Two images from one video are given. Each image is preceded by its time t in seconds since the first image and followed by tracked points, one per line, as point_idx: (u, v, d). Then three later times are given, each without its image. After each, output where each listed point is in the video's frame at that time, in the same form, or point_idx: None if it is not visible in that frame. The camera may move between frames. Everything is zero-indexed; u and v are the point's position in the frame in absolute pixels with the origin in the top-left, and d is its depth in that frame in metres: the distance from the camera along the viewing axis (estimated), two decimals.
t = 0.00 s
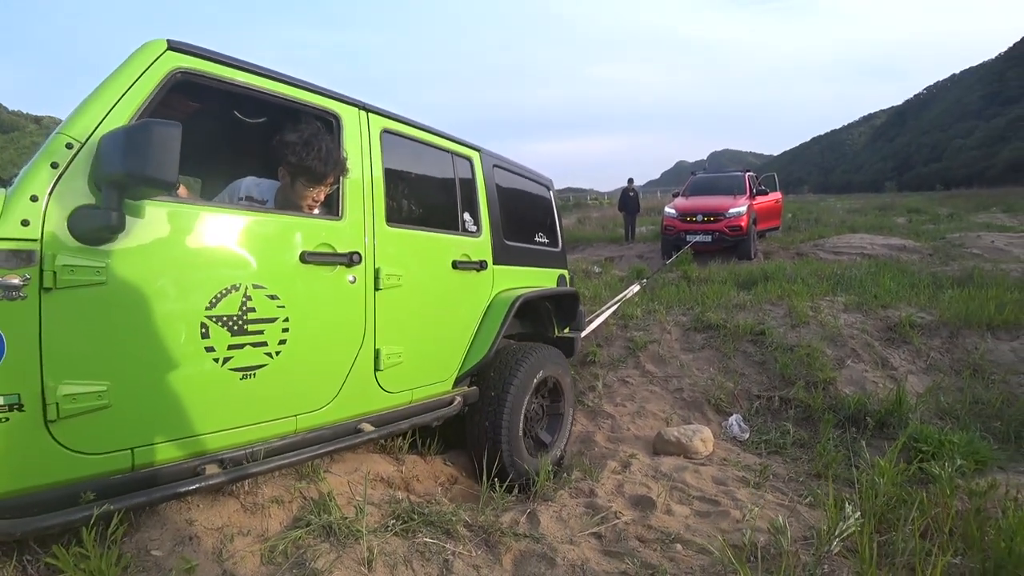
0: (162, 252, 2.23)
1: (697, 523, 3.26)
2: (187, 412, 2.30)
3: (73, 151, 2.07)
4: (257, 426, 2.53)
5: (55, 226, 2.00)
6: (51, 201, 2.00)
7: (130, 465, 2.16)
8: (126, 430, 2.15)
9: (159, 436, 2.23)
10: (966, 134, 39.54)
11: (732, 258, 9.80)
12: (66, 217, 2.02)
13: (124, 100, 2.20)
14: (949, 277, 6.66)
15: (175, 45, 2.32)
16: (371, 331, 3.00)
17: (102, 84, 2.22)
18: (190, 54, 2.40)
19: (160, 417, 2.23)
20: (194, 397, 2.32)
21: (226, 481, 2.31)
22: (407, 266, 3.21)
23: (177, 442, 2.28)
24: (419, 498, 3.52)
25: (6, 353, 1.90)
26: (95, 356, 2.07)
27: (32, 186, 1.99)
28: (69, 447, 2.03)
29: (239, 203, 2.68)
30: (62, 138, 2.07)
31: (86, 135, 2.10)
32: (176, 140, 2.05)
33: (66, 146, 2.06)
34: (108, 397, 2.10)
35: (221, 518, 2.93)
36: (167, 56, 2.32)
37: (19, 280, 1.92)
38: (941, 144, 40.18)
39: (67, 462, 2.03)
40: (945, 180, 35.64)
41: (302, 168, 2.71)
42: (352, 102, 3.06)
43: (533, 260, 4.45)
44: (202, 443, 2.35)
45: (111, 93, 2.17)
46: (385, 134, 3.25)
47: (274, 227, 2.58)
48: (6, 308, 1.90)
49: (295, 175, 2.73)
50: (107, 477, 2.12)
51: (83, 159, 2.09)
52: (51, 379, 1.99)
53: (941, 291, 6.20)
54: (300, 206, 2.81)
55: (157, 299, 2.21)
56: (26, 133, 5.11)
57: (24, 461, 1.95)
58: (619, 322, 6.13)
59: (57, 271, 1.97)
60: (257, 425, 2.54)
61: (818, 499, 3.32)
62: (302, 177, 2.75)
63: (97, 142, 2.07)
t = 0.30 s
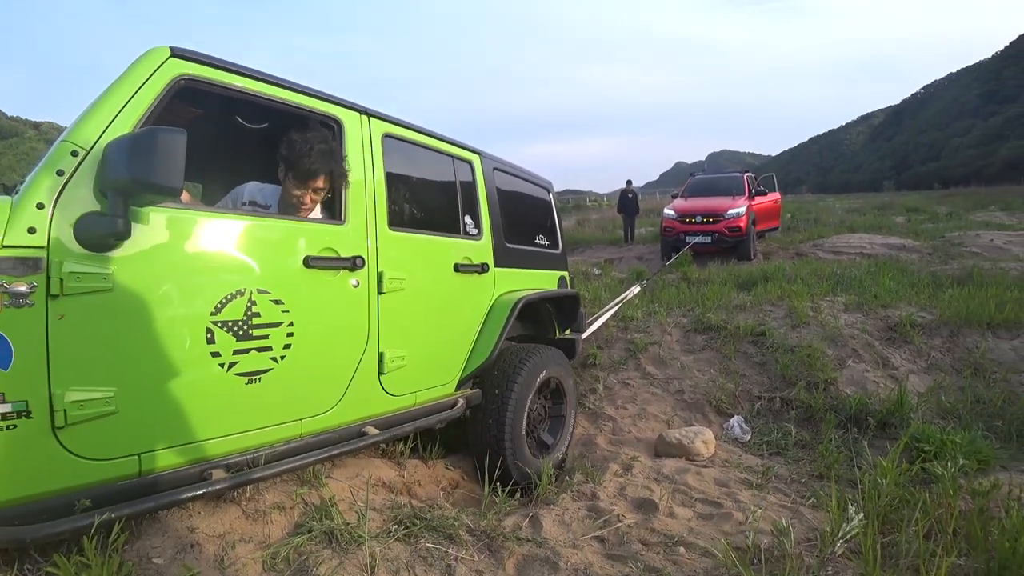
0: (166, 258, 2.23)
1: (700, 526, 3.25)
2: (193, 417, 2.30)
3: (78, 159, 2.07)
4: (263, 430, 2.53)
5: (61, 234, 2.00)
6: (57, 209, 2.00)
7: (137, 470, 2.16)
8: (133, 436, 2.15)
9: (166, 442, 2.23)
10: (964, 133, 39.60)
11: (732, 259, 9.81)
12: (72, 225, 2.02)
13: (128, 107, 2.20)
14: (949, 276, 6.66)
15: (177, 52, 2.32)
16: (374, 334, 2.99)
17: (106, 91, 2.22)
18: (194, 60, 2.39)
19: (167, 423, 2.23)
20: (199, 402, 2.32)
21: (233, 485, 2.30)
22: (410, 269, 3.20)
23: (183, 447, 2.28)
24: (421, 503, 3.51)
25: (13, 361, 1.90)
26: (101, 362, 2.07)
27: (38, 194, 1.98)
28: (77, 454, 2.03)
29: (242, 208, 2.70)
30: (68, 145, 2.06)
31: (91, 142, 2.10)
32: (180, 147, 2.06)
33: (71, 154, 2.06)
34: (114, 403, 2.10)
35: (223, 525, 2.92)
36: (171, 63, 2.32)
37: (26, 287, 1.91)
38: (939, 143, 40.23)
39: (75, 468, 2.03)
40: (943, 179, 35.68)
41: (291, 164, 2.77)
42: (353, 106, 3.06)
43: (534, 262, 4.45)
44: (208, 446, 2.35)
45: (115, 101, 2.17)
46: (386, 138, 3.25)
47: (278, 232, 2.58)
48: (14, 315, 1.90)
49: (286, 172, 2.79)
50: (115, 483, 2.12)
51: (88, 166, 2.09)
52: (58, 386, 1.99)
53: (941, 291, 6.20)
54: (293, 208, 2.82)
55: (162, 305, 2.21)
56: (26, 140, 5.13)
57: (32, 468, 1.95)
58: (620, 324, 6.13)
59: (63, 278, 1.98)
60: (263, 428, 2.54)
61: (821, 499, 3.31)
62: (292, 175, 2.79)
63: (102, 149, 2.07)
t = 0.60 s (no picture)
0: (170, 261, 2.22)
1: (701, 528, 3.24)
2: (198, 419, 2.30)
3: (83, 163, 2.06)
4: (267, 433, 2.53)
5: (67, 238, 1.99)
6: (62, 214, 1.99)
7: (143, 473, 2.16)
8: (139, 439, 2.14)
9: (171, 444, 2.22)
10: (962, 132, 39.65)
11: (731, 259, 9.80)
12: (76, 229, 2.01)
13: (132, 112, 2.19)
14: (949, 275, 6.66)
15: (180, 56, 2.31)
16: (377, 336, 2.99)
17: (110, 96, 2.21)
18: (197, 65, 2.39)
19: (172, 425, 2.22)
20: (204, 405, 2.31)
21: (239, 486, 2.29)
22: (411, 271, 3.20)
23: (189, 449, 2.27)
24: (422, 507, 3.50)
25: (19, 364, 1.90)
26: (107, 366, 2.07)
27: (43, 199, 1.98)
28: (83, 457, 2.02)
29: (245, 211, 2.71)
30: (73, 150, 2.06)
31: (95, 147, 2.09)
32: (184, 151, 2.04)
33: (76, 159, 2.06)
34: (120, 407, 2.09)
35: (222, 530, 2.91)
36: (174, 67, 2.31)
37: (32, 292, 1.91)
38: (937, 141, 40.28)
39: (82, 471, 2.03)
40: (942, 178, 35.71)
41: (294, 168, 2.78)
42: (354, 109, 3.05)
43: (534, 263, 4.44)
44: (212, 449, 2.34)
45: (119, 106, 2.17)
46: (388, 141, 3.25)
47: (281, 234, 2.57)
48: (20, 319, 1.89)
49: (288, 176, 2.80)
50: (121, 486, 2.11)
51: (93, 171, 2.08)
52: (64, 390, 1.98)
53: (941, 290, 6.19)
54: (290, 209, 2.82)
55: (167, 309, 2.20)
56: (26, 145, 5.16)
57: (39, 472, 1.94)
58: (619, 325, 6.12)
59: (69, 282, 1.97)
60: (268, 431, 2.53)
61: (823, 500, 3.31)
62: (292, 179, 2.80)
63: (107, 154, 2.06)
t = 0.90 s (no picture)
0: (186, 266, 2.23)
1: (709, 533, 3.23)
2: (213, 423, 2.31)
3: (101, 171, 2.09)
4: (281, 436, 2.53)
5: (86, 244, 2.01)
6: (82, 219, 2.02)
7: (160, 476, 2.16)
8: (156, 442, 2.15)
9: (187, 448, 2.23)
10: (968, 131, 39.47)
11: (736, 261, 9.78)
12: (95, 236, 2.03)
13: (148, 119, 2.21)
14: (956, 277, 6.62)
15: (194, 64, 2.33)
16: (388, 339, 2.99)
17: (127, 104, 2.24)
18: (211, 73, 2.41)
19: (188, 428, 2.23)
20: (219, 408, 2.32)
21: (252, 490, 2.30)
22: (422, 275, 3.20)
23: (203, 453, 2.28)
24: (429, 512, 3.49)
25: (40, 369, 1.92)
26: (125, 370, 2.08)
27: (63, 206, 2.00)
28: (102, 460, 2.04)
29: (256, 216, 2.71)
30: (91, 158, 2.08)
31: (113, 154, 2.12)
32: (201, 158, 2.04)
33: (94, 166, 2.08)
34: (138, 410, 2.11)
35: (230, 535, 2.92)
36: (188, 75, 2.34)
37: (52, 297, 1.93)
38: (942, 141, 40.11)
39: (100, 474, 2.04)
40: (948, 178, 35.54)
41: (306, 174, 2.77)
42: (364, 114, 3.06)
43: (541, 266, 4.44)
44: (226, 452, 2.35)
45: (135, 113, 2.19)
46: (397, 147, 3.26)
47: (294, 238, 2.58)
48: (40, 324, 1.91)
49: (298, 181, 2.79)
50: (138, 489, 2.12)
51: (111, 178, 2.10)
52: (83, 393, 1.99)
53: (948, 291, 6.16)
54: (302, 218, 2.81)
55: (183, 313, 2.22)
56: (35, 149, 5.21)
57: (58, 475, 1.95)
58: (625, 328, 6.11)
59: (88, 287, 1.99)
60: (281, 434, 2.53)
61: (831, 505, 3.30)
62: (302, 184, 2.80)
63: (124, 161, 2.08)
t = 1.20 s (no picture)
0: (208, 277, 2.24)
1: (720, 550, 3.17)
2: (231, 432, 2.31)
3: (127, 184, 2.11)
4: (296, 445, 2.53)
5: (113, 256, 2.03)
6: (108, 232, 2.04)
7: (178, 484, 2.17)
8: (175, 451, 2.16)
9: (205, 457, 2.24)
10: (983, 140, 39.07)
11: (748, 272, 9.70)
12: (121, 248, 2.05)
13: (172, 135, 2.24)
14: (973, 289, 6.52)
15: (217, 80, 2.36)
16: (402, 350, 2.99)
17: (152, 118, 2.27)
18: (233, 88, 2.44)
19: (206, 438, 2.24)
20: (237, 417, 2.32)
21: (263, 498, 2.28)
22: (436, 287, 3.20)
23: (220, 462, 2.28)
24: (438, 525, 3.46)
25: (65, 378, 1.94)
26: (147, 380, 2.09)
27: (90, 219, 2.02)
28: (124, 468, 2.05)
29: (274, 229, 2.72)
30: (118, 172, 2.11)
31: (138, 169, 2.14)
32: (224, 173, 2.05)
33: (120, 180, 2.10)
34: (159, 419, 2.12)
35: (240, 547, 2.90)
36: (211, 91, 2.37)
37: (79, 308, 1.96)
38: (958, 150, 39.71)
39: (121, 482, 2.05)
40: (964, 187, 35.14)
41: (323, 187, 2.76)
42: (380, 128, 3.08)
43: (554, 278, 4.43)
44: (242, 462, 2.35)
45: (160, 128, 2.22)
46: (413, 159, 3.27)
47: (312, 250, 2.59)
48: (67, 335, 1.94)
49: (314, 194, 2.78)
50: (157, 497, 2.13)
51: (137, 192, 2.12)
52: (107, 402, 2.01)
53: (965, 304, 6.06)
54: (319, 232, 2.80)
55: (203, 323, 2.22)
56: (52, 157, 5.30)
57: (80, 482, 1.97)
58: (636, 339, 6.07)
59: (113, 299, 2.01)
60: (296, 443, 2.53)
61: (846, 523, 3.24)
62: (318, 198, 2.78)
63: (150, 175, 2.11)
